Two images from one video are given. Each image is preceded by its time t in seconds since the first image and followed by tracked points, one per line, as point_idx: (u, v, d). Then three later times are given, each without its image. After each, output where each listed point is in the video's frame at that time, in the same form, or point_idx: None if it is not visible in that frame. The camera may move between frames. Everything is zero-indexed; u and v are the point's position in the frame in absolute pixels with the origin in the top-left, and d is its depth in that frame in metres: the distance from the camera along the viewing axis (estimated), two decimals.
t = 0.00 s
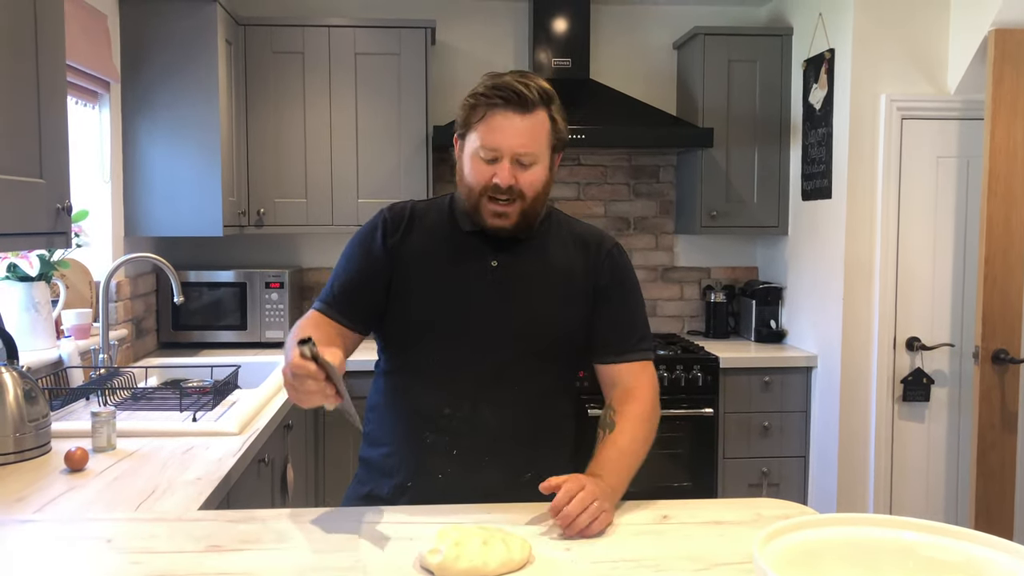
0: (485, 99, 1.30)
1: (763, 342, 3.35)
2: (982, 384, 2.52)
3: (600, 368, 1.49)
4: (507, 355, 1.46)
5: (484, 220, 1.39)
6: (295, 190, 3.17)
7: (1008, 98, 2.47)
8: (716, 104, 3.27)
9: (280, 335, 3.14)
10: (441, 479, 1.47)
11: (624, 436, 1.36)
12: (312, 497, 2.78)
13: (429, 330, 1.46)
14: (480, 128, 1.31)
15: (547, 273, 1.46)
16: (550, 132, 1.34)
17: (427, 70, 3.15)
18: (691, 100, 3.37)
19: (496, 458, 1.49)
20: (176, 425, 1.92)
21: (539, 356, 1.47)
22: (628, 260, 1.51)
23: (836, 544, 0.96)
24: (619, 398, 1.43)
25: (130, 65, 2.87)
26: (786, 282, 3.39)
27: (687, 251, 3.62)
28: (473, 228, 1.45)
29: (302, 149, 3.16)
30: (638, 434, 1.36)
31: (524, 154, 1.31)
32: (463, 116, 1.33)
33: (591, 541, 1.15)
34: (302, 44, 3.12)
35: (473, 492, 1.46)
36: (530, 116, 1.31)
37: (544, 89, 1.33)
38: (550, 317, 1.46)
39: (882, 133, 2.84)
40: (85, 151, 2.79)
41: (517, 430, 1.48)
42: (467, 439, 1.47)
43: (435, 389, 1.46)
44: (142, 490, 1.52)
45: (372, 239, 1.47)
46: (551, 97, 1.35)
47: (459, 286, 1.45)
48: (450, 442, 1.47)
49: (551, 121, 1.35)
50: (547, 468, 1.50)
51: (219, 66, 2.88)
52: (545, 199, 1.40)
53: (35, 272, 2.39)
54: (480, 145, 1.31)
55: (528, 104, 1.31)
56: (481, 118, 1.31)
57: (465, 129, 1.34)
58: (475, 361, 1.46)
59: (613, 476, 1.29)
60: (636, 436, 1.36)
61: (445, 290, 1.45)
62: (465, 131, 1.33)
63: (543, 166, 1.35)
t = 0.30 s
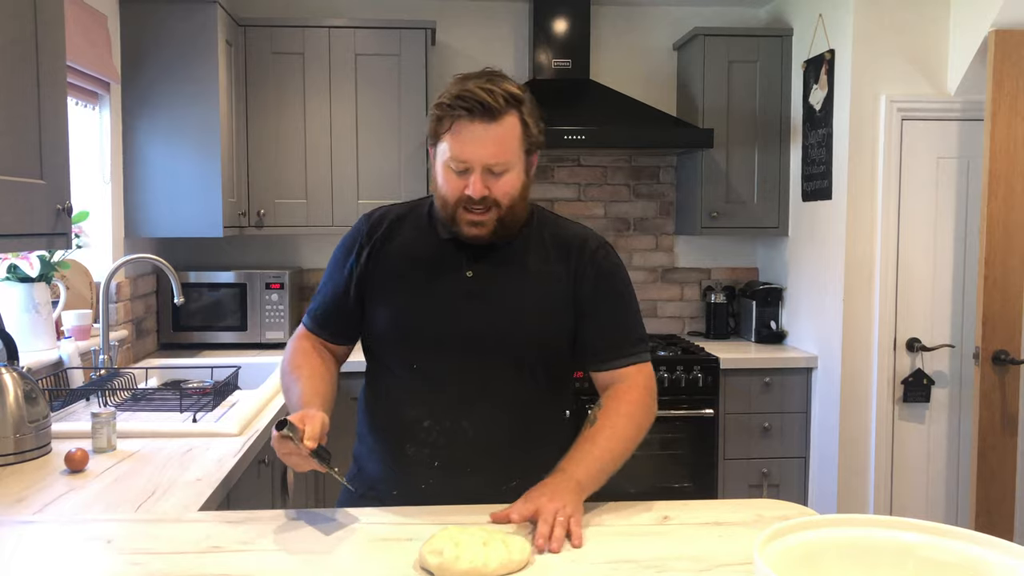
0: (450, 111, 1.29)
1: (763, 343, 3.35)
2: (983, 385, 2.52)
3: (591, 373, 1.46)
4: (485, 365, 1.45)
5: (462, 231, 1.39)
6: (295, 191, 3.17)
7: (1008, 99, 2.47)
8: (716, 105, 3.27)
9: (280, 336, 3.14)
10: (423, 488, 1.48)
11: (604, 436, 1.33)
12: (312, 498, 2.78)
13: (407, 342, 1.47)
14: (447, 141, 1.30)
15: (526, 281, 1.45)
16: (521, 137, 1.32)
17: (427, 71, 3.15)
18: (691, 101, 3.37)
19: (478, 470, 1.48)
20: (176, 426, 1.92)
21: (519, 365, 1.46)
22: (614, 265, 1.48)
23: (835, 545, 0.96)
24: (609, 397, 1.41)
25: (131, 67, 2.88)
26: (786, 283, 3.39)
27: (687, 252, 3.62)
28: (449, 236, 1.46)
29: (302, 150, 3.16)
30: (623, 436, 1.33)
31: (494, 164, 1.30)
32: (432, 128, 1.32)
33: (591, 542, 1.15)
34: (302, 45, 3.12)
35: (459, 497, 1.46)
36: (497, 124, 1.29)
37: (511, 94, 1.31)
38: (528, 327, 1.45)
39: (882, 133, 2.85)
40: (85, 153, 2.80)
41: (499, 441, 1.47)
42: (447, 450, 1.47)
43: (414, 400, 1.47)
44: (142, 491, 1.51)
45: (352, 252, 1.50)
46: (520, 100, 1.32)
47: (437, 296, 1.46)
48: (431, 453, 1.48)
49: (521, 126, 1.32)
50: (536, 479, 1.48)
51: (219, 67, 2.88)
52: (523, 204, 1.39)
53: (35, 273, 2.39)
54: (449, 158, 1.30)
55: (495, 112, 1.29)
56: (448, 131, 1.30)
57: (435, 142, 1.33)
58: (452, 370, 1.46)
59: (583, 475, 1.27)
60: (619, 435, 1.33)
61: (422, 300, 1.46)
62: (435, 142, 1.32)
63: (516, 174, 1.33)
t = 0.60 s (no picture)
0: (405, 117, 1.26)
1: (764, 343, 3.35)
2: (983, 385, 2.52)
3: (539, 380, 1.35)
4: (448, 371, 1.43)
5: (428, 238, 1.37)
6: (295, 192, 3.17)
7: (1008, 98, 2.46)
8: (716, 106, 3.27)
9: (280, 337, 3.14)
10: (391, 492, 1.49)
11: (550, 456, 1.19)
12: (313, 498, 2.78)
13: (374, 347, 1.46)
14: (405, 148, 1.27)
15: (487, 288, 1.41)
16: (482, 140, 1.29)
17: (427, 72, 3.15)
18: (691, 102, 3.37)
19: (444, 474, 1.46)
20: (176, 427, 1.92)
21: (483, 373, 1.43)
22: (579, 272, 1.38)
23: (838, 547, 0.96)
24: (554, 411, 1.27)
25: (131, 68, 2.88)
26: (786, 283, 3.39)
27: (688, 252, 3.62)
28: (417, 241, 1.43)
29: (302, 150, 3.16)
30: (570, 452, 1.20)
31: (453, 169, 1.27)
32: (390, 135, 1.30)
33: (591, 543, 1.14)
34: (302, 45, 3.12)
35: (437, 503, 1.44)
36: (454, 128, 1.26)
37: (467, 94, 1.27)
38: (490, 336, 1.41)
39: (883, 134, 2.85)
40: (86, 154, 2.80)
41: (462, 449, 1.46)
42: (412, 457, 1.46)
43: (380, 405, 1.48)
44: (141, 492, 1.51)
45: (328, 254, 1.50)
46: (477, 101, 1.28)
47: (399, 301, 1.44)
48: (395, 458, 1.47)
49: (481, 128, 1.28)
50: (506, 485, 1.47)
51: (220, 68, 2.88)
52: (490, 207, 1.36)
53: (35, 274, 2.39)
54: (408, 166, 1.28)
55: (451, 116, 1.26)
56: (405, 137, 1.27)
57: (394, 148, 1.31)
58: (417, 377, 1.45)
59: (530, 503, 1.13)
60: (566, 450, 1.20)
61: (387, 305, 1.44)
62: (394, 149, 1.30)
63: (477, 177, 1.30)
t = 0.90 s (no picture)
0: (405, 91, 1.27)
1: (761, 335, 3.35)
2: (979, 376, 2.52)
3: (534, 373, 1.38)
4: (436, 366, 1.44)
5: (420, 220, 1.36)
6: (291, 183, 3.16)
7: (1006, 88, 2.46)
8: (714, 97, 3.26)
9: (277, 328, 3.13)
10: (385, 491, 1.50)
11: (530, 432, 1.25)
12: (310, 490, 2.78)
13: (360, 342, 1.47)
14: (402, 122, 1.28)
15: (474, 280, 1.42)
16: (481, 118, 1.31)
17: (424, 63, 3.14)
18: (689, 93, 3.36)
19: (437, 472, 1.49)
20: (172, 419, 1.91)
21: (470, 366, 1.45)
22: (566, 264, 1.41)
23: (836, 536, 0.96)
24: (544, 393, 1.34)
25: (126, 58, 2.86)
26: (784, 274, 3.39)
27: (685, 244, 3.62)
28: (404, 232, 1.43)
29: (298, 142, 3.15)
30: (550, 435, 1.25)
31: (451, 143, 1.28)
32: (387, 110, 1.30)
33: (589, 534, 1.14)
34: (298, 36, 3.10)
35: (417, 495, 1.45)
36: (455, 103, 1.27)
37: (468, 74, 1.30)
38: (476, 328, 1.42)
39: (880, 125, 2.84)
40: (81, 145, 2.79)
41: (452, 444, 1.47)
42: (403, 454, 1.48)
43: (369, 401, 1.49)
44: (139, 484, 1.51)
45: (309, 247, 1.51)
46: (477, 81, 1.31)
47: (386, 294, 1.44)
48: (388, 456, 1.49)
49: (480, 108, 1.31)
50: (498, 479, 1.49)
51: (216, 59, 2.87)
52: (482, 191, 1.36)
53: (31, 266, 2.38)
54: (405, 140, 1.28)
55: (452, 92, 1.28)
56: (404, 112, 1.28)
57: (390, 124, 1.31)
58: (405, 372, 1.46)
59: (487, 464, 1.21)
60: (546, 433, 1.25)
61: (374, 298, 1.45)
62: (390, 126, 1.30)
63: (474, 156, 1.31)
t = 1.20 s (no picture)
0: (419, 60, 1.34)
1: (756, 321, 3.36)
2: (972, 362, 2.53)
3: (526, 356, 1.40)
4: (433, 345, 1.45)
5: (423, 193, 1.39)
6: (286, 168, 3.14)
7: (1001, 75, 2.46)
8: (710, 83, 3.25)
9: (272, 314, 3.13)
10: (377, 470, 1.51)
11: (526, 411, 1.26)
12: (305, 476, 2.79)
13: (358, 318, 1.47)
14: (415, 90, 1.34)
15: (475, 260, 1.44)
16: (488, 93, 1.37)
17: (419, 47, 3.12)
18: (684, 79, 3.35)
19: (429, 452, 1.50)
20: (168, 405, 1.92)
21: (468, 345, 1.46)
22: (566, 250, 1.45)
23: (830, 520, 0.97)
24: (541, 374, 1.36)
25: (119, 43, 2.84)
26: (779, 261, 3.40)
27: (681, 230, 3.62)
28: (407, 211, 1.46)
29: (293, 127, 3.13)
30: (545, 414, 1.26)
31: (459, 113, 1.34)
32: (399, 83, 1.37)
33: (583, 519, 1.15)
34: (292, 20, 3.08)
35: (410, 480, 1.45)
36: (465, 74, 1.34)
37: (480, 49, 1.37)
38: (475, 307, 1.44)
39: (876, 112, 2.84)
40: (74, 130, 2.77)
41: (447, 424, 1.48)
42: (398, 433, 1.49)
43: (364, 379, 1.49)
44: (134, 469, 1.51)
45: (309, 225, 1.52)
46: (487, 58, 1.38)
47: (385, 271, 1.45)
48: (382, 434, 1.50)
49: (488, 83, 1.37)
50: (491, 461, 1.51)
51: (210, 42, 2.85)
52: (487, 169, 1.41)
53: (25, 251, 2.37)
54: (414, 108, 1.34)
55: (463, 63, 1.35)
56: (416, 79, 1.34)
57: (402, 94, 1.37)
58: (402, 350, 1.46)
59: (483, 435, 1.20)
60: (538, 413, 1.26)
61: (373, 276, 1.46)
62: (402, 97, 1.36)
63: (481, 130, 1.37)
